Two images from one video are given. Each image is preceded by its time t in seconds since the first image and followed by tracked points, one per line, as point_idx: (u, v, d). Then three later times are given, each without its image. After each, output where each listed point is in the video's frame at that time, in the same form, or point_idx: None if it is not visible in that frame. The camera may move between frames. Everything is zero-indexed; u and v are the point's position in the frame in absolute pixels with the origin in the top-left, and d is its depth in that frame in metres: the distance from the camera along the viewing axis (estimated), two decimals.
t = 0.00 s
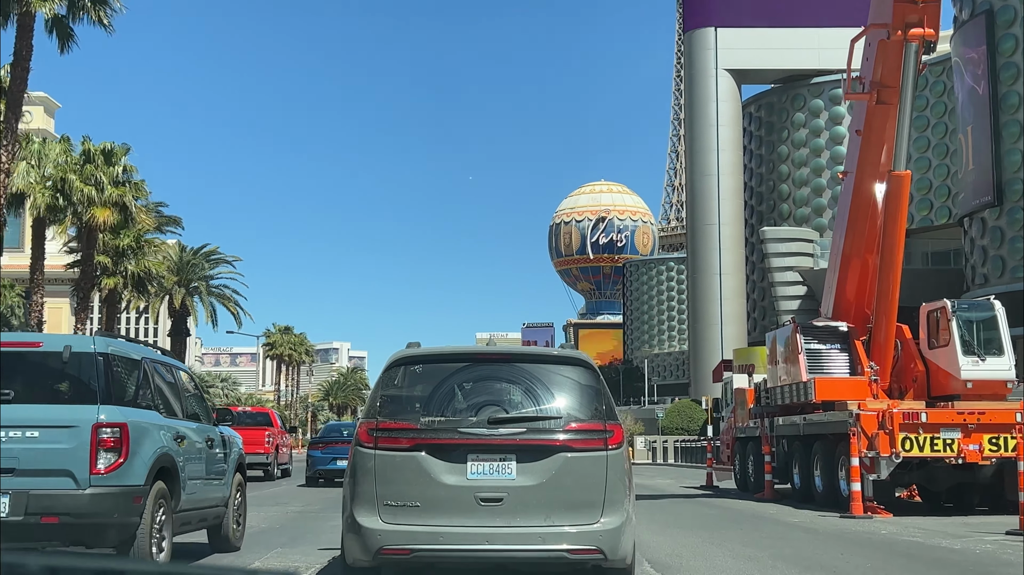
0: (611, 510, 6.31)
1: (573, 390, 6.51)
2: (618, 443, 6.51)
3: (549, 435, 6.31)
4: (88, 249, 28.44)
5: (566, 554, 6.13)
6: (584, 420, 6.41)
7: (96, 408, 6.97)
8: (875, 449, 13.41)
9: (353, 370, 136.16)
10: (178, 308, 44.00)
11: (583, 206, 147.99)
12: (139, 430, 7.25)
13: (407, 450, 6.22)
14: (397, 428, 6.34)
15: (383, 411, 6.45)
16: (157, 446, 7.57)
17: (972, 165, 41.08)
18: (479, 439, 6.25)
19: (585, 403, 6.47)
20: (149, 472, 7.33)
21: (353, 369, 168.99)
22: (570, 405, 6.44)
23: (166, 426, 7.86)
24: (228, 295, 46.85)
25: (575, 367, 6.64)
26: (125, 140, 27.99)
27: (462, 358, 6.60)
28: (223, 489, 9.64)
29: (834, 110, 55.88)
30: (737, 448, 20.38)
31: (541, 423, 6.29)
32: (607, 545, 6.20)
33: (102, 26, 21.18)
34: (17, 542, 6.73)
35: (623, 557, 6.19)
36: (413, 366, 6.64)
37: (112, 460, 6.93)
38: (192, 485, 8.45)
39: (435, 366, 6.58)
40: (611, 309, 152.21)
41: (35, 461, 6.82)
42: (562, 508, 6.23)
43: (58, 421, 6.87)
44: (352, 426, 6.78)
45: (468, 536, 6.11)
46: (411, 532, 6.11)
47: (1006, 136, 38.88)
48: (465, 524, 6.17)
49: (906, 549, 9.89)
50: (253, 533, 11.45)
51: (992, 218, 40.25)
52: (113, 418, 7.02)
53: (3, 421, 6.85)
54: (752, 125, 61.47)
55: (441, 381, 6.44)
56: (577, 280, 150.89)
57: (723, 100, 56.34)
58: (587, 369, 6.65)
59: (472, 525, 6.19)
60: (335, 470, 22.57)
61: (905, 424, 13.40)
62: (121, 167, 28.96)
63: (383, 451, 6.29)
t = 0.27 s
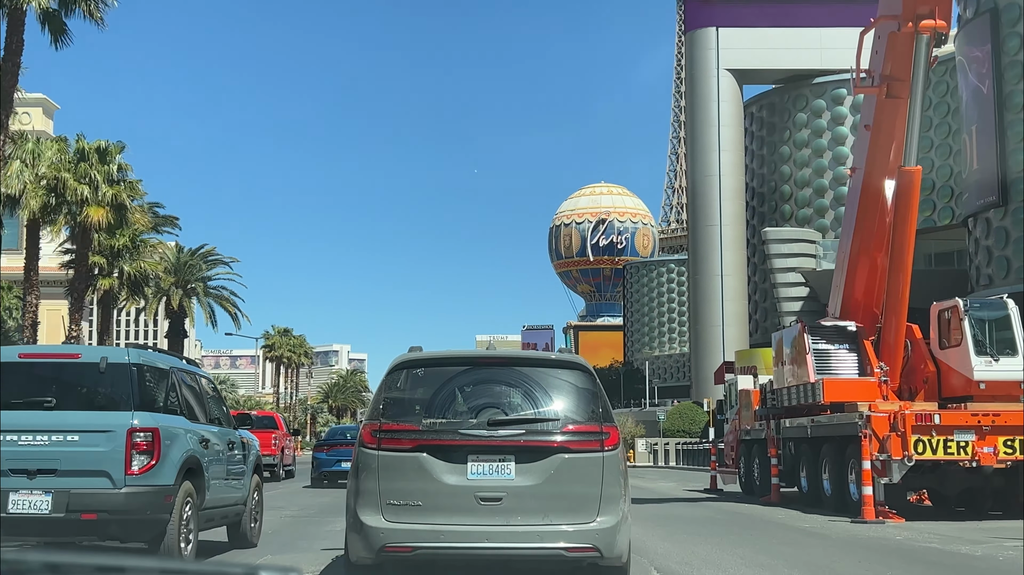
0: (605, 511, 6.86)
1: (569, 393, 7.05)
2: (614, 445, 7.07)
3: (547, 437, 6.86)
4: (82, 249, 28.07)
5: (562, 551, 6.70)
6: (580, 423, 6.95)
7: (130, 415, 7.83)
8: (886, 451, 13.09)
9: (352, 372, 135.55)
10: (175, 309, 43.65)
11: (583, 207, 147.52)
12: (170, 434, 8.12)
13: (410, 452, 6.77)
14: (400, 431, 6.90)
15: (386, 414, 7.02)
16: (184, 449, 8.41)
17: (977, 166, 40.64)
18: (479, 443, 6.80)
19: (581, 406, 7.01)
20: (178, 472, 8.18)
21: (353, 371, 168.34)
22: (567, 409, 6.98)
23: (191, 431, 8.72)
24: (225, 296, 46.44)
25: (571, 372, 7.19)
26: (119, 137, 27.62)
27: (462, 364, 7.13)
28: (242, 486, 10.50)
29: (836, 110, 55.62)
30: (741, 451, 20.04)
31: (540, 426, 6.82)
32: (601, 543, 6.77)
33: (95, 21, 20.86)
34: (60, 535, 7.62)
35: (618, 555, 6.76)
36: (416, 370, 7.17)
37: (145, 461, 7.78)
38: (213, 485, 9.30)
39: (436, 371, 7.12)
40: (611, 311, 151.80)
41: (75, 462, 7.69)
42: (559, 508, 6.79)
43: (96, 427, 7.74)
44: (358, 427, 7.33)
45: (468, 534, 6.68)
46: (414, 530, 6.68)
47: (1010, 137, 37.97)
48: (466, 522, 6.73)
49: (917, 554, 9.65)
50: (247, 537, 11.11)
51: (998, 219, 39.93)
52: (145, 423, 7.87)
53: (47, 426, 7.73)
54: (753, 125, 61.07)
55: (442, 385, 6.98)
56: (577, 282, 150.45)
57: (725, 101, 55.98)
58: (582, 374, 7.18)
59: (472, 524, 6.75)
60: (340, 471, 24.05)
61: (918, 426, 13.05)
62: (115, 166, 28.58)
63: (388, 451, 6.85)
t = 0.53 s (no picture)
0: (600, 509, 7.11)
1: (565, 397, 7.32)
2: (609, 446, 7.32)
3: (543, 439, 7.11)
4: (75, 249, 27.66)
5: (558, 548, 6.94)
6: (575, 425, 7.21)
7: (157, 419, 8.64)
8: (898, 454, 12.67)
9: (351, 375, 135.11)
10: (171, 310, 43.27)
11: (583, 209, 147.18)
12: (193, 436, 8.94)
13: (411, 453, 7.02)
14: (403, 432, 7.16)
15: (389, 416, 7.26)
16: (206, 451, 9.21)
17: (981, 166, 40.20)
18: (479, 444, 7.05)
19: (576, 409, 7.26)
20: (201, 472, 8.96)
21: (352, 374, 167.89)
22: (563, 412, 7.24)
23: (211, 434, 9.54)
24: (223, 297, 46.01)
25: (567, 376, 7.45)
26: (113, 135, 27.22)
27: (462, 369, 7.38)
28: (256, 487, 11.29)
29: (839, 110, 55.24)
30: (747, 453, 19.60)
31: (536, 428, 7.09)
32: (596, 541, 7.02)
33: (87, 15, 20.47)
34: (93, 530, 8.35)
35: (612, 553, 7.01)
36: (417, 374, 7.43)
37: (170, 461, 8.57)
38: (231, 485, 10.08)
39: (437, 375, 7.38)
40: (611, 313, 151.46)
41: (107, 462, 8.46)
42: (555, 508, 7.03)
43: (126, 430, 8.53)
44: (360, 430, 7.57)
45: (467, 532, 6.92)
46: (415, 529, 6.92)
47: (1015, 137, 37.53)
48: (465, 521, 6.97)
49: (934, 562, 9.31)
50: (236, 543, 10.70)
51: (1003, 220, 39.58)
52: (172, 426, 8.71)
53: (81, 431, 8.50)
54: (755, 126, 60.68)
55: (443, 389, 7.23)
56: (577, 284, 150.11)
57: (726, 101, 55.60)
58: (578, 378, 7.42)
59: (471, 522, 6.99)
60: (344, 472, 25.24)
61: (930, 428, 12.63)
62: (109, 164, 28.17)
63: (390, 453, 7.09)
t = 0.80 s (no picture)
0: (593, 505, 7.42)
1: (561, 398, 7.62)
2: (603, 444, 7.63)
3: (540, 438, 7.39)
4: (69, 247, 27.26)
5: (554, 543, 7.23)
6: (571, 424, 7.50)
7: (185, 424, 9.25)
8: (911, 456, 12.28)
9: (350, 377, 134.63)
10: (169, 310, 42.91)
11: (583, 211, 146.84)
12: (219, 442, 9.53)
13: (413, 451, 7.28)
14: (404, 432, 7.43)
15: (390, 415, 7.53)
16: (230, 455, 9.79)
17: (985, 164, 39.85)
18: (477, 443, 7.34)
19: (572, 409, 7.54)
20: (224, 475, 9.55)
21: (351, 376, 167.36)
22: (559, 412, 7.53)
23: (235, 438, 10.13)
24: (220, 297, 45.62)
25: (563, 377, 7.74)
26: (108, 133, 26.87)
27: (462, 370, 7.65)
28: (272, 486, 11.85)
29: (840, 110, 54.90)
30: (751, 455, 19.16)
31: (534, 427, 7.37)
32: (590, 536, 7.33)
33: (79, 8, 20.12)
34: (126, 526, 8.95)
35: (606, 546, 7.33)
36: (417, 375, 7.70)
37: (197, 464, 9.14)
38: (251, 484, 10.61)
39: (437, 376, 7.64)
40: (611, 315, 151.10)
41: (139, 464, 9.07)
42: (552, 503, 7.33)
43: (156, 434, 9.13)
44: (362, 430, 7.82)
45: (467, 527, 7.21)
46: (418, 524, 7.20)
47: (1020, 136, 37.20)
48: (465, 516, 7.25)
49: (948, 568, 9.05)
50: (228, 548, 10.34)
51: (1009, 219, 39.28)
52: (200, 431, 9.30)
53: (115, 433, 9.09)
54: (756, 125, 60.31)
55: (443, 390, 7.50)
56: (577, 285, 149.76)
57: (728, 100, 55.25)
58: (574, 378, 7.71)
59: (471, 517, 7.27)
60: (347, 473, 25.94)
61: (944, 429, 12.24)
62: (104, 162, 27.81)
63: (393, 451, 7.36)
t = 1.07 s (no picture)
0: (588, 503, 7.78)
1: (557, 402, 7.99)
2: (597, 446, 7.98)
3: (537, 439, 7.74)
4: (62, 245, 26.86)
5: (550, 540, 7.58)
6: (566, 427, 7.87)
7: (206, 428, 9.74)
8: (926, 457, 11.85)
9: (349, 378, 134.12)
10: (164, 310, 42.52)
11: (583, 211, 146.44)
12: (238, 445, 10.01)
13: (415, 451, 7.64)
14: (406, 433, 7.78)
15: (393, 418, 7.89)
16: (247, 457, 10.28)
17: (990, 162, 39.47)
18: (476, 444, 7.68)
19: (568, 412, 7.90)
20: (243, 476, 10.03)
21: (349, 377, 166.80)
22: (555, 415, 7.89)
23: (251, 441, 10.62)
24: (216, 297, 45.19)
25: (559, 382, 8.12)
26: (102, 129, 26.48)
27: (461, 374, 8.02)
28: (287, 486, 12.24)
29: (843, 109, 54.55)
30: (757, 457, 18.74)
31: (531, 429, 7.74)
32: (584, 533, 7.69)
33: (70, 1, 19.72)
34: (151, 525, 9.38)
35: (599, 544, 7.69)
36: (421, 379, 8.08)
37: (218, 466, 9.62)
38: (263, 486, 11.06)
39: (438, 380, 8.02)
40: (610, 316, 150.69)
41: (164, 467, 9.52)
42: (548, 502, 7.68)
43: (179, 438, 9.60)
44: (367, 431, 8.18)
45: (466, 524, 7.55)
46: (418, 521, 7.55)
47: None
48: (464, 514, 7.60)
49: (963, 568, 8.84)
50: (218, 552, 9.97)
51: (1014, 218, 38.88)
52: (219, 435, 9.79)
53: (141, 437, 9.54)
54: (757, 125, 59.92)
55: (443, 394, 7.88)
56: (577, 286, 149.37)
57: (729, 99, 54.89)
58: (568, 384, 8.09)
59: (470, 515, 7.61)
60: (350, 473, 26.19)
61: (960, 429, 11.83)
62: (97, 159, 27.44)
63: (397, 452, 7.71)
